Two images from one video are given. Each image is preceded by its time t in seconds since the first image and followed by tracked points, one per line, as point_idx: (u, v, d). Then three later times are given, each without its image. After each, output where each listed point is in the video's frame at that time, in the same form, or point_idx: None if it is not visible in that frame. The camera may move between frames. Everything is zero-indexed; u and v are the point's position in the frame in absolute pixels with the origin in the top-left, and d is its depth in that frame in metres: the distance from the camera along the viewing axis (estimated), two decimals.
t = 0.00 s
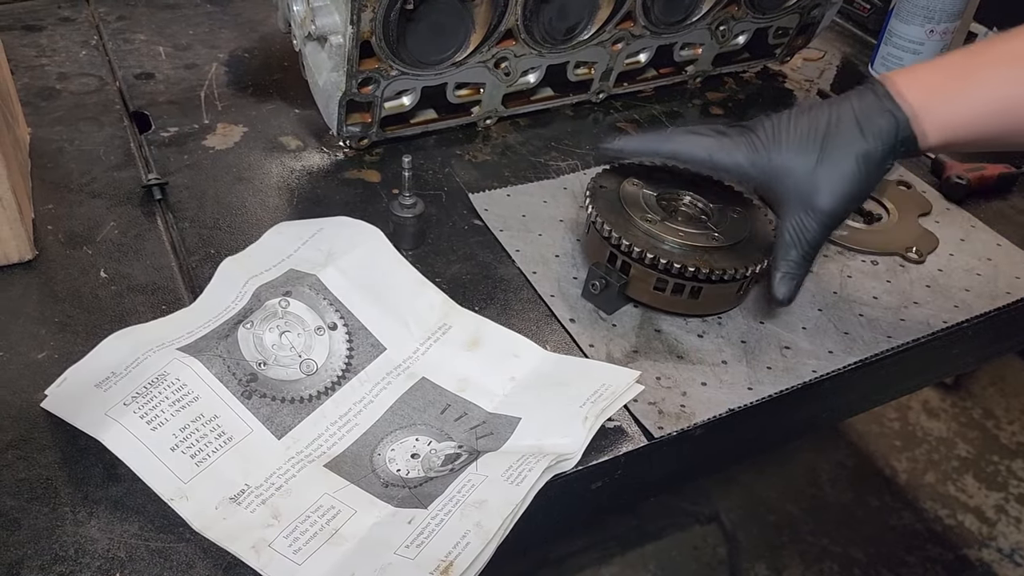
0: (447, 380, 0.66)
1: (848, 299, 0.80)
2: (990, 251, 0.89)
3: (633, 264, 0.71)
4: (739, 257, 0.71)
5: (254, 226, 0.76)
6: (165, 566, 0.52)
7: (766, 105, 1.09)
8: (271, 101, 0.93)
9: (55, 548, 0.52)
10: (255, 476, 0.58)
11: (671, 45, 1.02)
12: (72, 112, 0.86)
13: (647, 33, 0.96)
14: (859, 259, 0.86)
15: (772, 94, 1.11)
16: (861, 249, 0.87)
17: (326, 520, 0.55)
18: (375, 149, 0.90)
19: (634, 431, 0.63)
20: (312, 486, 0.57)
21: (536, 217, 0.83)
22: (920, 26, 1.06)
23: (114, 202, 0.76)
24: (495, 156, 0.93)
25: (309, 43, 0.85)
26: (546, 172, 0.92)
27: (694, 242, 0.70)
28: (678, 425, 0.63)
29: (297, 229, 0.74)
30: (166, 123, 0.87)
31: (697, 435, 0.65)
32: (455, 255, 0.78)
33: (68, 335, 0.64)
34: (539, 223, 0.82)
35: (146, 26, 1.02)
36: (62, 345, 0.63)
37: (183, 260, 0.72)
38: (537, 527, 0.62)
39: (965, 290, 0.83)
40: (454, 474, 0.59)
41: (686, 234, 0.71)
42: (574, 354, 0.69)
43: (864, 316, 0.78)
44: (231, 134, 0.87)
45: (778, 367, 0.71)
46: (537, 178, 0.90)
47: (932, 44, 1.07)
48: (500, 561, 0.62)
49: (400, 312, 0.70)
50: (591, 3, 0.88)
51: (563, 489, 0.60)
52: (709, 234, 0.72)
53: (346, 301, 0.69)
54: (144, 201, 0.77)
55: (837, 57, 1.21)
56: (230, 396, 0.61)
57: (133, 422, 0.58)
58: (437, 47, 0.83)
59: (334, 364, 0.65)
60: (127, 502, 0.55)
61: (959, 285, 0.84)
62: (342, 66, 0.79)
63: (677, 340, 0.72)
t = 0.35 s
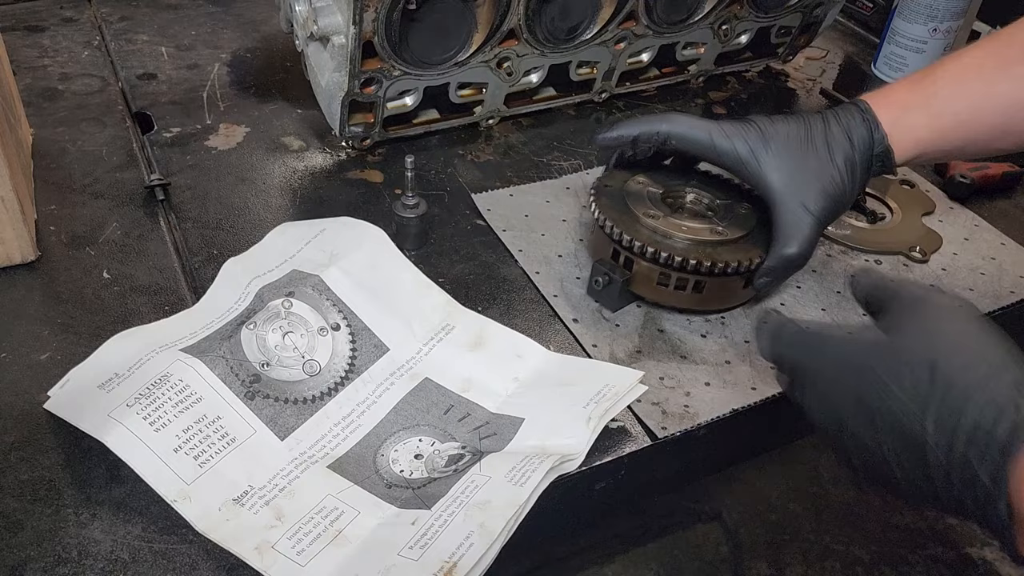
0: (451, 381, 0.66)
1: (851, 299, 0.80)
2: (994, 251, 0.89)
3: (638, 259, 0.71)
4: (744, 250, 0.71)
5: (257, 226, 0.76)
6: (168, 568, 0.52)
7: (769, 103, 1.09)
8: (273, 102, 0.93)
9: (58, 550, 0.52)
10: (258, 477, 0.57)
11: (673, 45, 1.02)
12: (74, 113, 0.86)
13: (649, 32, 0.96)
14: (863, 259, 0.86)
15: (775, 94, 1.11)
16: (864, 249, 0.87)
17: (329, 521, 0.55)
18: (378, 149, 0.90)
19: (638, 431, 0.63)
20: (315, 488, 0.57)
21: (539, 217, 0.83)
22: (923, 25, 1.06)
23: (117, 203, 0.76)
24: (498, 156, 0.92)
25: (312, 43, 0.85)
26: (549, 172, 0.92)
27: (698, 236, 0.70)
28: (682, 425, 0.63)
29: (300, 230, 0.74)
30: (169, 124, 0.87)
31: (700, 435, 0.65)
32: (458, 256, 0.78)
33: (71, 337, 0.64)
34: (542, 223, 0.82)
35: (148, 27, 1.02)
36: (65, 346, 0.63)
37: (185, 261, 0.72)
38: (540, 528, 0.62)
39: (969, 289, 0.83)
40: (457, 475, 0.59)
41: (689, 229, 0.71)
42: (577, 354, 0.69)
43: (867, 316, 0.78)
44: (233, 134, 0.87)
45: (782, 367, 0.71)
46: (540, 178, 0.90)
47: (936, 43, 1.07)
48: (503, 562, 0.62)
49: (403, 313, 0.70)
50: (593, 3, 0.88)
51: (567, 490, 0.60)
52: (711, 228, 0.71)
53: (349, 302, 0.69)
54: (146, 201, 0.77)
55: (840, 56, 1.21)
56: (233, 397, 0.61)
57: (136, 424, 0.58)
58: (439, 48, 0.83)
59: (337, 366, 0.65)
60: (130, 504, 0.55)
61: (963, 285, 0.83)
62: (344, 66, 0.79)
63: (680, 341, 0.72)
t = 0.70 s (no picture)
0: (451, 382, 0.66)
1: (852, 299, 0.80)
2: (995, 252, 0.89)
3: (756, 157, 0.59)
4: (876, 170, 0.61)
5: (257, 228, 0.76)
6: (169, 570, 0.52)
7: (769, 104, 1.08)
8: (273, 104, 0.93)
9: (59, 553, 0.52)
10: (259, 479, 0.57)
11: (673, 46, 1.02)
12: (75, 115, 0.86)
13: (649, 33, 0.96)
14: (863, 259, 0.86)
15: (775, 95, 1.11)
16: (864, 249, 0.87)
17: (329, 523, 0.55)
18: (378, 151, 0.90)
19: (638, 432, 0.63)
20: (315, 490, 0.57)
21: (539, 217, 0.83)
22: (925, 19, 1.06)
23: (117, 204, 0.76)
24: (498, 157, 0.92)
25: (312, 45, 0.85)
26: (550, 173, 0.92)
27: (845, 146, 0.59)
28: (682, 426, 0.63)
29: (300, 231, 0.74)
30: (169, 125, 0.87)
31: (701, 436, 0.65)
32: (458, 257, 0.78)
33: (71, 339, 0.64)
34: (542, 223, 0.82)
35: (148, 29, 1.02)
36: (65, 348, 0.63)
37: (186, 262, 0.72)
38: (540, 529, 0.62)
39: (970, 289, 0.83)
40: (457, 476, 0.59)
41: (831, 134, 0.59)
42: (577, 355, 0.69)
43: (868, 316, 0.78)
44: (234, 136, 0.87)
45: (782, 368, 0.71)
46: (540, 179, 0.90)
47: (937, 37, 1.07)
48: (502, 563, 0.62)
49: (404, 314, 0.70)
50: (593, 3, 0.88)
51: (567, 492, 0.60)
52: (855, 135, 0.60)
53: (350, 303, 0.69)
54: (147, 203, 0.77)
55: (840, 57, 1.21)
56: (234, 399, 0.61)
57: (137, 426, 0.58)
58: (440, 49, 0.83)
59: (338, 367, 0.65)
60: (131, 506, 0.55)
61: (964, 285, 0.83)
62: (345, 67, 0.79)
63: (681, 342, 0.72)
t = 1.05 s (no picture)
0: (451, 384, 0.66)
1: (850, 300, 0.80)
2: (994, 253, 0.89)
3: (755, 10, 0.55)
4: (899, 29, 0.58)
5: (257, 230, 0.76)
6: (170, 571, 0.52)
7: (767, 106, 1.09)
8: (273, 106, 0.93)
9: (60, 554, 0.52)
10: (260, 481, 0.58)
11: (672, 48, 1.02)
12: (75, 118, 0.86)
13: (648, 36, 0.96)
14: (862, 260, 0.86)
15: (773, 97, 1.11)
16: (863, 251, 0.86)
17: (330, 524, 0.55)
18: (377, 153, 0.90)
19: (638, 433, 0.63)
20: (316, 491, 0.57)
21: (538, 219, 0.83)
22: None
23: (117, 207, 0.76)
24: (497, 160, 0.93)
25: (312, 48, 0.85)
26: (549, 175, 0.92)
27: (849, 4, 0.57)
28: (682, 428, 0.63)
29: (301, 233, 0.74)
30: (169, 128, 0.87)
31: (700, 437, 0.65)
32: (458, 259, 0.78)
33: (72, 341, 0.64)
34: (542, 226, 0.82)
35: (148, 31, 1.02)
36: (66, 350, 0.63)
37: (186, 264, 0.72)
38: (540, 530, 0.62)
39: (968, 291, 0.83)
40: (458, 478, 0.59)
41: None
42: (576, 357, 0.70)
43: (866, 317, 0.78)
44: (234, 139, 0.87)
45: (781, 370, 0.71)
46: (540, 182, 0.90)
47: None
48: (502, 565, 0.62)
49: (404, 316, 0.70)
50: (593, 6, 0.88)
51: (567, 493, 0.60)
52: None
53: (350, 305, 0.69)
54: (147, 206, 0.77)
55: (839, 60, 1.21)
56: (234, 400, 0.61)
57: (139, 428, 0.58)
58: (438, 51, 0.83)
59: (338, 369, 0.65)
60: (133, 508, 0.55)
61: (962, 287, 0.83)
62: (344, 70, 0.79)
63: (680, 344, 0.72)
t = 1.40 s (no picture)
0: (437, 405, 0.66)
1: (835, 319, 0.81)
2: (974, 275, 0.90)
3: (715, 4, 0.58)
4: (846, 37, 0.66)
5: (243, 252, 0.76)
6: None
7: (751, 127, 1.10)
8: (260, 128, 0.94)
9: None
10: (245, 504, 0.57)
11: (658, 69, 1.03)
12: (60, 139, 0.86)
13: (633, 58, 0.97)
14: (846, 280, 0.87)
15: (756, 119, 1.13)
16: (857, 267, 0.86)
17: (316, 547, 0.55)
18: (364, 174, 0.90)
19: (624, 453, 0.63)
20: (302, 514, 0.57)
21: (525, 240, 0.84)
22: None
23: (103, 228, 0.76)
24: (484, 181, 0.93)
25: (299, 69, 0.86)
26: (535, 196, 0.92)
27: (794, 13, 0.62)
28: (669, 448, 0.63)
29: (287, 255, 0.74)
30: (155, 149, 0.87)
31: (687, 458, 0.65)
32: (445, 280, 0.78)
33: (56, 364, 0.64)
34: (528, 246, 0.83)
35: (134, 53, 1.02)
36: (49, 373, 0.63)
37: (172, 286, 0.71)
38: (528, 552, 0.61)
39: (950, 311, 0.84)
40: (444, 499, 0.59)
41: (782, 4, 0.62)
42: (563, 378, 0.70)
43: (851, 336, 0.78)
44: (220, 160, 0.87)
45: (767, 390, 0.71)
46: (526, 203, 0.91)
47: None
48: None
49: (390, 337, 0.70)
50: (577, 29, 0.89)
51: (554, 515, 0.60)
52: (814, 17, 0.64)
53: (336, 327, 0.69)
54: (133, 227, 0.77)
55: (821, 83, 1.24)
56: (219, 423, 0.61)
57: (122, 451, 0.57)
58: (424, 73, 0.84)
59: (324, 391, 0.65)
60: (115, 531, 0.54)
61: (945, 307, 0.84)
62: (331, 92, 0.80)
63: (666, 364, 0.72)
